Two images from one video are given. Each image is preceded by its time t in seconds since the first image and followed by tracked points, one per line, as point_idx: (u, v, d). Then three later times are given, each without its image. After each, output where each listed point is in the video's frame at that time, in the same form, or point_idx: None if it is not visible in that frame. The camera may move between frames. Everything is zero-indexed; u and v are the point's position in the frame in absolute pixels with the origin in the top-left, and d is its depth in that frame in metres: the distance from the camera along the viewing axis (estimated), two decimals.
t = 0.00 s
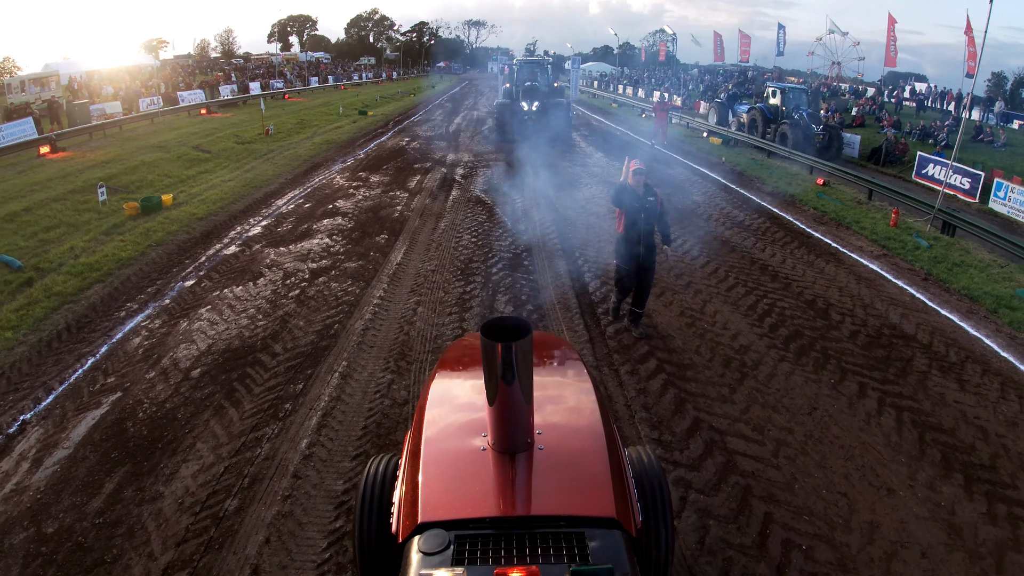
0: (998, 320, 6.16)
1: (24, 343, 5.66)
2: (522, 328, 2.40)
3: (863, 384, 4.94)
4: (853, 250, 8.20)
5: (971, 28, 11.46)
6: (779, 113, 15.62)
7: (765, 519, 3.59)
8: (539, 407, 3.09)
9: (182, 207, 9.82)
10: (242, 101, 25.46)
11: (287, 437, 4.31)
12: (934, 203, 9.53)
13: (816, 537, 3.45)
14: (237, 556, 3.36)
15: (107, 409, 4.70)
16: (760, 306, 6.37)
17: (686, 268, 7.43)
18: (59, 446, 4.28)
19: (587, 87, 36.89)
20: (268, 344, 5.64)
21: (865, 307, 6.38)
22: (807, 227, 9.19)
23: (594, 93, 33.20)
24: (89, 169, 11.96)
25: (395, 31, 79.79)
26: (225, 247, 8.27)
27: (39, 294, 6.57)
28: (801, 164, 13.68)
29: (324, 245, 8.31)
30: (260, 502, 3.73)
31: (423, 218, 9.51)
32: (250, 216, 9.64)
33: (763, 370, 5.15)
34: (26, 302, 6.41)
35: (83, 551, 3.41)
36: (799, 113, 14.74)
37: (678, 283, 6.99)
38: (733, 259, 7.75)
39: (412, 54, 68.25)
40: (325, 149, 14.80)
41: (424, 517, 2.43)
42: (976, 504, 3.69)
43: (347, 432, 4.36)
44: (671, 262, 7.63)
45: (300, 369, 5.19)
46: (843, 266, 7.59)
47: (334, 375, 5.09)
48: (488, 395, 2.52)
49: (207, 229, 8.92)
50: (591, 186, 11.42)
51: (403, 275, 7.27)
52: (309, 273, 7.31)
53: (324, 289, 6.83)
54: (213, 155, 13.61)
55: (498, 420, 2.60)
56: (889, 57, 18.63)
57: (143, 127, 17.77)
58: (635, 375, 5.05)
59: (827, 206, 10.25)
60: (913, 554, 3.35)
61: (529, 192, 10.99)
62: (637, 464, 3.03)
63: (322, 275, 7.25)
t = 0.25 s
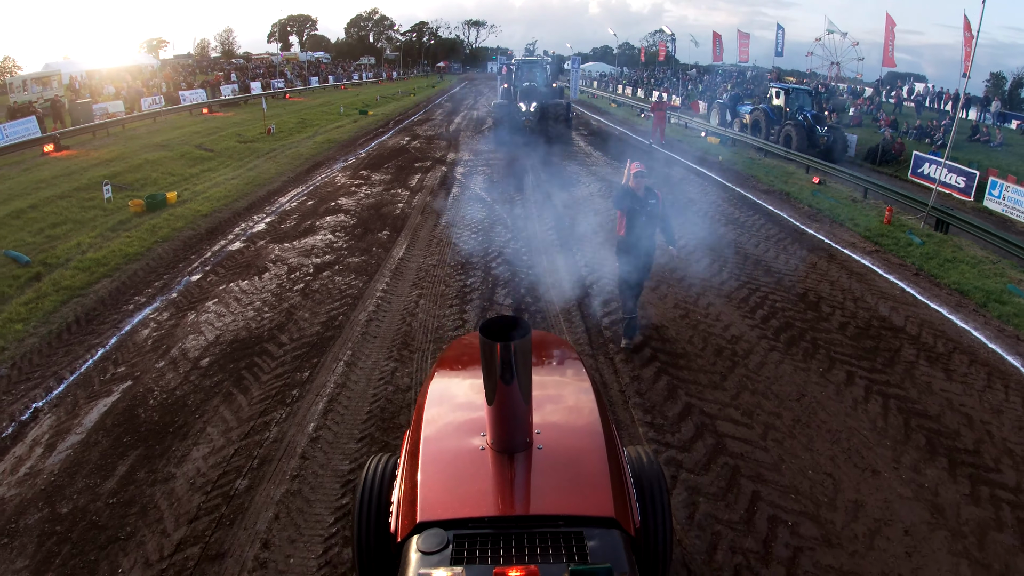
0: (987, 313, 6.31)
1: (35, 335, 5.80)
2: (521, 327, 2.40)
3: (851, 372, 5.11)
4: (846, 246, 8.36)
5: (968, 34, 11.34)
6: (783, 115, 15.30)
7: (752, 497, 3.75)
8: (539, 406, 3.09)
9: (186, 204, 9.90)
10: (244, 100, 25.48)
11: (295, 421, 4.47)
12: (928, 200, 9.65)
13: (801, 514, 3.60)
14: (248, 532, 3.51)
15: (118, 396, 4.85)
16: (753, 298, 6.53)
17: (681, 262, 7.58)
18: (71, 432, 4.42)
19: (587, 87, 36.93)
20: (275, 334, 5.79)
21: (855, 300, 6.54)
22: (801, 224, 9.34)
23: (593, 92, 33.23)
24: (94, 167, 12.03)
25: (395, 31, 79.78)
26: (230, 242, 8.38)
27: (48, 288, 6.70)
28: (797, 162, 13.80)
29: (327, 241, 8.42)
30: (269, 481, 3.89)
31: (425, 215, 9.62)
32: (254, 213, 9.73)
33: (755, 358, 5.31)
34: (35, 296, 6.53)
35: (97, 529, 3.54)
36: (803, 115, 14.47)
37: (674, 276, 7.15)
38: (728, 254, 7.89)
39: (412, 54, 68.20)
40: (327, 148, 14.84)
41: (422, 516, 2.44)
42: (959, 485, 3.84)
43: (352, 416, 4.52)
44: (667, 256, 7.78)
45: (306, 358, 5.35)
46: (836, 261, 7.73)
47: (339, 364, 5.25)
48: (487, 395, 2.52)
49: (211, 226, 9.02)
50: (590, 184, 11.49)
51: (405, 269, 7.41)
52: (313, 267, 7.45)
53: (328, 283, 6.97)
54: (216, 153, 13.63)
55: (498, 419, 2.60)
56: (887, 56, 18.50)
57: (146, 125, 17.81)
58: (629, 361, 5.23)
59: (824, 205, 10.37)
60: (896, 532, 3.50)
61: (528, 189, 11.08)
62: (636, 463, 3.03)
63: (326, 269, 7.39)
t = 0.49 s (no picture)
0: (977, 308, 6.48)
1: (46, 328, 5.94)
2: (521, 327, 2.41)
3: (840, 361, 5.30)
4: (840, 242, 8.53)
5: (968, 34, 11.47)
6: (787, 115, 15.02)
7: (742, 477, 3.92)
8: (539, 406, 3.09)
9: (191, 202, 9.99)
10: (245, 100, 25.48)
11: (302, 407, 4.65)
12: (922, 197, 9.78)
13: (789, 493, 3.78)
14: (258, 510, 3.67)
15: (129, 385, 5.01)
16: (746, 292, 6.75)
17: (678, 258, 7.76)
18: (84, 419, 4.58)
19: (586, 87, 36.95)
20: (282, 326, 5.95)
21: (847, 294, 6.74)
22: (795, 221, 9.49)
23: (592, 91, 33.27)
24: (98, 166, 12.08)
25: (395, 31, 79.76)
26: (235, 239, 8.50)
27: (57, 284, 6.83)
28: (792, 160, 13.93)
29: (331, 237, 8.53)
30: (278, 462, 4.06)
31: (426, 211, 9.73)
32: (259, 210, 9.83)
33: (749, 349, 5.50)
34: (45, 290, 6.66)
35: (111, 510, 3.70)
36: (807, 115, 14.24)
37: (671, 271, 7.34)
38: (723, 250, 8.07)
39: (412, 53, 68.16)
40: (329, 147, 14.86)
41: (422, 516, 2.44)
42: (944, 468, 4.01)
43: (358, 402, 4.70)
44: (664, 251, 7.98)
45: (312, 347, 5.52)
46: (830, 258, 7.91)
47: (345, 353, 5.42)
48: (486, 394, 2.52)
49: (216, 223, 9.13)
50: (589, 181, 11.58)
51: (408, 264, 7.57)
52: (318, 262, 7.61)
53: (333, 277, 7.13)
54: (218, 152, 13.63)
55: (498, 419, 2.59)
56: (885, 55, 18.38)
57: (148, 125, 17.84)
58: (626, 349, 5.41)
59: (820, 203, 10.48)
60: (882, 510, 3.67)
61: (527, 186, 11.17)
62: (636, 462, 3.03)
63: (330, 264, 7.54)
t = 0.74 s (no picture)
0: (969, 301, 6.59)
1: (56, 321, 6.06)
2: (521, 328, 2.41)
3: (830, 352, 5.44)
4: (834, 238, 8.65)
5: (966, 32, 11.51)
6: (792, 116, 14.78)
7: (732, 460, 4.06)
8: (539, 406, 3.09)
9: (195, 200, 10.05)
10: (247, 100, 25.49)
11: (309, 394, 4.80)
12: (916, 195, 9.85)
13: (778, 475, 3.91)
14: (267, 491, 3.81)
15: (139, 375, 5.14)
16: (740, 286, 6.90)
17: (674, 253, 7.90)
18: (96, 407, 4.71)
19: (586, 86, 36.97)
20: (288, 319, 6.09)
21: (840, 288, 6.87)
22: (790, 218, 9.60)
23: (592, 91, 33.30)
24: (103, 164, 12.14)
25: (395, 31, 79.76)
26: (240, 236, 8.61)
27: (66, 278, 6.93)
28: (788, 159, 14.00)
29: (334, 234, 8.63)
30: (287, 446, 4.20)
31: (427, 209, 9.80)
32: (262, 208, 9.91)
33: (741, 342, 5.63)
34: (53, 285, 6.76)
35: (124, 492, 3.82)
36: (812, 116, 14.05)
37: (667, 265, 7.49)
38: (719, 246, 8.18)
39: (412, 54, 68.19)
40: (331, 146, 14.88)
41: (422, 516, 2.44)
42: (930, 453, 4.12)
43: (362, 389, 4.85)
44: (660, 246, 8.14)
45: (318, 339, 5.67)
46: (824, 253, 8.02)
47: (350, 344, 5.57)
48: (486, 394, 2.52)
49: (221, 220, 9.22)
50: (588, 179, 11.65)
51: (410, 259, 7.71)
52: (322, 258, 7.74)
53: (337, 272, 7.27)
54: (221, 152, 13.63)
55: (498, 419, 2.59)
56: (885, 56, 18.13)
57: (151, 125, 17.88)
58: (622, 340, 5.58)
59: (816, 200, 10.55)
60: (868, 493, 3.78)
61: (526, 184, 11.24)
62: (636, 463, 3.03)
63: (334, 260, 7.67)
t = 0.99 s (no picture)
0: (959, 297, 6.73)
1: (65, 314, 6.17)
2: (521, 327, 2.41)
3: (821, 343, 5.63)
4: (828, 235, 8.75)
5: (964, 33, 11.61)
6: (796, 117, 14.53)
7: (724, 444, 4.26)
8: (538, 406, 3.08)
9: (200, 197, 10.10)
10: (248, 100, 25.47)
11: (316, 382, 4.99)
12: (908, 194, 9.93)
13: (767, 458, 4.11)
14: (276, 471, 4.00)
15: (149, 364, 5.32)
16: (735, 280, 7.05)
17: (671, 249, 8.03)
18: (107, 395, 4.88)
19: (586, 86, 36.93)
20: (294, 311, 6.26)
21: (833, 284, 7.02)
22: (785, 215, 9.68)
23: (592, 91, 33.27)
24: (108, 163, 12.18)
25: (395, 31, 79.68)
26: (245, 232, 8.69)
27: (74, 273, 7.03)
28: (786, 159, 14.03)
29: (337, 231, 8.69)
30: (295, 431, 4.38)
31: (428, 206, 9.85)
32: (267, 205, 9.97)
33: (736, 334, 5.81)
34: (62, 279, 6.86)
35: (137, 474, 4.00)
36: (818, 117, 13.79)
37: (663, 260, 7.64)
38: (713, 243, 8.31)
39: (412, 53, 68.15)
40: (333, 146, 14.89)
41: (422, 515, 2.43)
42: (917, 440, 4.32)
43: (368, 377, 5.06)
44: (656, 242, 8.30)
45: (324, 330, 5.85)
46: (818, 250, 8.15)
47: (355, 335, 5.75)
48: (485, 394, 2.52)
49: (226, 218, 9.28)
50: (587, 177, 11.70)
51: (412, 254, 7.83)
52: (326, 254, 7.84)
53: (341, 267, 7.40)
54: (224, 151, 13.65)
55: (497, 419, 2.59)
56: (885, 57, 18.06)
57: (154, 124, 17.90)
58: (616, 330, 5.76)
59: (810, 198, 10.62)
60: (855, 475, 3.98)
61: (526, 183, 11.28)
62: (636, 462, 3.02)
63: (338, 255, 7.78)
